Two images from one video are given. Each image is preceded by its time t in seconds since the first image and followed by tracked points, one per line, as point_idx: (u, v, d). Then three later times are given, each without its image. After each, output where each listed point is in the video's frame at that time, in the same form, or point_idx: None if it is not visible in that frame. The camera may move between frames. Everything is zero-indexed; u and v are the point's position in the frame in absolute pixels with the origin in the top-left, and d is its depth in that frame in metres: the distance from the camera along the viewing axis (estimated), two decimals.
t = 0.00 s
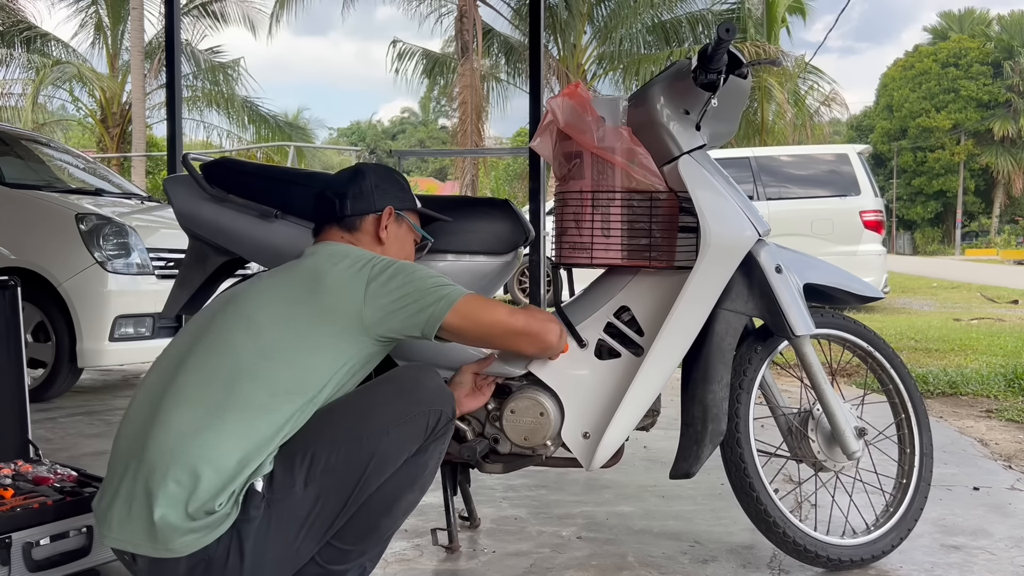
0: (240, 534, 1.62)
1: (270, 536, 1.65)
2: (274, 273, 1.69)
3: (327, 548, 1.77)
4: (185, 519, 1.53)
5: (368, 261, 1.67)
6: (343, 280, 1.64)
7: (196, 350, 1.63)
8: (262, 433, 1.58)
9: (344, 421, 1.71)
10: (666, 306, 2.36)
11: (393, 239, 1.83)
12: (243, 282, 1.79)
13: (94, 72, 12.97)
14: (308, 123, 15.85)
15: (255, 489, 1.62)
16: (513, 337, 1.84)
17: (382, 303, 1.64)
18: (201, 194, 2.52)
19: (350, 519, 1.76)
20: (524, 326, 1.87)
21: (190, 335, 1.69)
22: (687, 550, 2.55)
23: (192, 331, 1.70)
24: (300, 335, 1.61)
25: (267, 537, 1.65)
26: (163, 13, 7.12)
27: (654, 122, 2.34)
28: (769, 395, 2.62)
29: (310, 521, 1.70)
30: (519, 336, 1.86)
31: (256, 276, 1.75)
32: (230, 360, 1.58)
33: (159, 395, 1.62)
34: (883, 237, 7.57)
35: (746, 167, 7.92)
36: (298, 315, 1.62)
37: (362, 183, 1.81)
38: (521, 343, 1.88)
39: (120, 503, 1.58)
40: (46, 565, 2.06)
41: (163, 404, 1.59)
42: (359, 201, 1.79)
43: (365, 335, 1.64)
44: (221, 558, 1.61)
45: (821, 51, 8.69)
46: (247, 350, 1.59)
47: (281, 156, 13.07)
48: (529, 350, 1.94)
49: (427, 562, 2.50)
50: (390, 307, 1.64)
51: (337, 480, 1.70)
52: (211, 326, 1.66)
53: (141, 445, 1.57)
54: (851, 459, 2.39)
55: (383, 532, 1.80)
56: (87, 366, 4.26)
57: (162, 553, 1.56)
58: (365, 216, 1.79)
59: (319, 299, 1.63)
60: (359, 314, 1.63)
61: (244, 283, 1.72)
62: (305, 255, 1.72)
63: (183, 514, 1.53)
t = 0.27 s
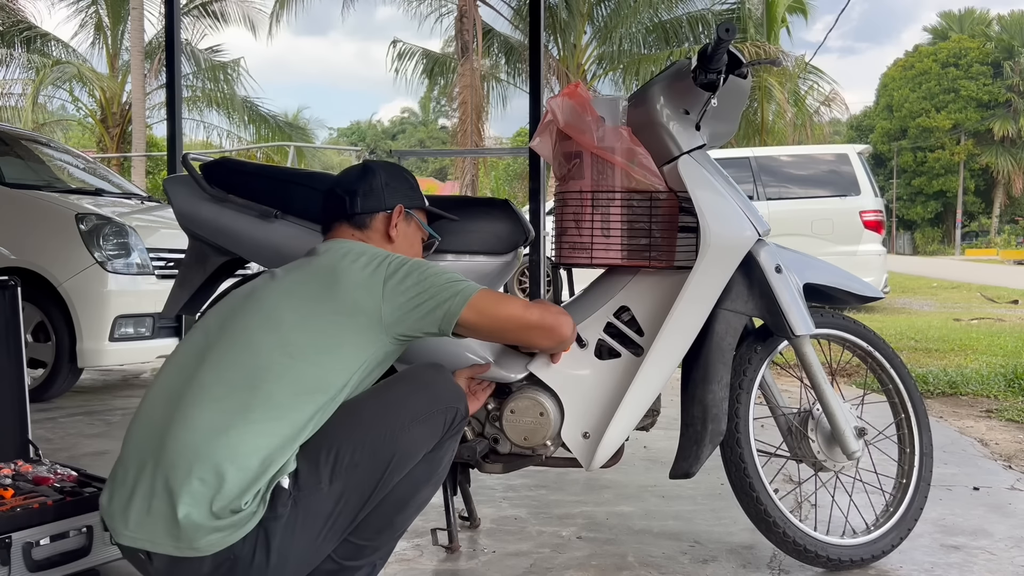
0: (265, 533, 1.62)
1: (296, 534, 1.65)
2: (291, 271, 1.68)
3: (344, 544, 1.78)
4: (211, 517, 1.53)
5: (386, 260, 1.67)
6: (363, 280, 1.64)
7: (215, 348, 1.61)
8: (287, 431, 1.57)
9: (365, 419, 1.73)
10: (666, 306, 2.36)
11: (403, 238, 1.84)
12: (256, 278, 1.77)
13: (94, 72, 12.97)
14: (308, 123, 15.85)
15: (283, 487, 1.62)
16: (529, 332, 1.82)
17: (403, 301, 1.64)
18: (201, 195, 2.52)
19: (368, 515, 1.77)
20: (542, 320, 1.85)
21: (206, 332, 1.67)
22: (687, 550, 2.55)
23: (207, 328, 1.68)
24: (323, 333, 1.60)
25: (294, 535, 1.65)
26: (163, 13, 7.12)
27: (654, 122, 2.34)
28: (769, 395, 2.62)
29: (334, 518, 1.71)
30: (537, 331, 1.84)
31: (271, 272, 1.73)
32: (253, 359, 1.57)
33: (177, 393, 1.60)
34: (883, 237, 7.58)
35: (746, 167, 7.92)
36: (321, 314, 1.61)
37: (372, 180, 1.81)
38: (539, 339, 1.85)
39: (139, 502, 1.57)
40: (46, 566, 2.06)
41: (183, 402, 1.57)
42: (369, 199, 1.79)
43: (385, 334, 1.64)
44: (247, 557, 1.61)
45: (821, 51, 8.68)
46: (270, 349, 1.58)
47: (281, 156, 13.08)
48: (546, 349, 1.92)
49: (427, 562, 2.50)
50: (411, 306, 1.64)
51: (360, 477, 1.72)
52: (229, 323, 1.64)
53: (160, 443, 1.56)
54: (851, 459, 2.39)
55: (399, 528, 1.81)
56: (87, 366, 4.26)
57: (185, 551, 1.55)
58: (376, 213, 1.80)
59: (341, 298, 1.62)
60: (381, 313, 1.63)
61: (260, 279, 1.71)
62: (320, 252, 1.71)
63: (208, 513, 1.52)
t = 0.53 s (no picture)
0: (277, 531, 1.61)
1: (310, 532, 1.64)
2: (301, 269, 1.68)
3: (351, 541, 1.78)
4: (225, 516, 1.52)
5: (397, 261, 1.68)
6: (376, 280, 1.64)
7: (227, 346, 1.60)
8: (301, 430, 1.58)
9: (376, 416, 1.73)
10: (666, 306, 2.36)
11: (410, 237, 1.84)
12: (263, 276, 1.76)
13: (94, 72, 12.97)
14: (308, 123, 15.85)
15: (300, 484, 1.63)
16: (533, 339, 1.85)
17: (415, 301, 1.64)
18: (201, 194, 2.52)
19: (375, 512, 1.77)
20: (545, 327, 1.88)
21: (215, 329, 1.66)
22: (687, 550, 2.55)
23: (216, 324, 1.67)
24: (336, 333, 1.60)
25: (308, 533, 1.64)
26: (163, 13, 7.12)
27: (654, 122, 2.34)
28: (768, 395, 2.62)
29: (345, 515, 1.70)
30: (540, 339, 1.87)
31: (279, 270, 1.73)
32: (268, 358, 1.57)
33: (187, 390, 1.59)
34: (883, 237, 7.58)
35: (746, 167, 7.92)
36: (334, 314, 1.61)
37: (381, 178, 1.81)
38: (541, 345, 1.89)
39: (150, 499, 1.56)
40: (46, 565, 2.06)
41: (195, 399, 1.56)
42: (377, 197, 1.79)
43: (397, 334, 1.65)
44: (260, 555, 1.59)
45: (821, 51, 8.68)
46: (285, 348, 1.58)
47: (281, 156, 13.07)
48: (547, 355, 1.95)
49: (427, 562, 2.50)
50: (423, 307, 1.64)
51: (370, 474, 1.72)
52: (240, 321, 1.63)
53: (172, 440, 1.54)
54: (851, 459, 2.39)
55: (404, 523, 1.82)
56: (87, 366, 4.26)
57: (197, 550, 1.54)
58: (384, 211, 1.80)
59: (354, 298, 1.62)
60: (393, 314, 1.63)
61: (269, 277, 1.70)
62: (329, 251, 1.71)
63: (223, 512, 1.52)
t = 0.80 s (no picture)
0: (276, 533, 1.61)
1: (310, 534, 1.65)
2: (295, 269, 1.67)
3: (349, 542, 1.79)
4: (224, 520, 1.53)
5: (392, 258, 1.67)
6: (370, 279, 1.63)
7: (223, 348, 1.59)
8: (299, 433, 1.58)
9: (373, 416, 1.74)
10: (665, 306, 2.36)
11: (405, 236, 1.83)
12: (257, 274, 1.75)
13: (94, 72, 12.97)
14: (308, 123, 15.85)
15: (299, 487, 1.63)
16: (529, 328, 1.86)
17: (410, 300, 1.63)
18: (202, 195, 2.52)
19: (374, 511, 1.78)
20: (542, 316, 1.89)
21: (209, 331, 1.65)
22: (687, 550, 2.55)
23: (211, 326, 1.66)
24: (332, 335, 1.60)
25: (307, 535, 1.65)
26: (162, 13, 7.12)
27: (654, 122, 2.34)
28: (769, 395, 2.62)
29: (343, 517, 1.71)
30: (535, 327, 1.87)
31: (273, 270, 1.71)
32: (264, 362, 1.57)
33: (184, 394, 1.58)
34: (883, 237, 7.58)
35: (746, 167, 7.91)
36: (329, 315, 1.61)
37: (379, 176, 1.81)
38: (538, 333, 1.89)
39: (148, 504, 1.55)
40: (46, 565, 2.06)
41: (192, 404, 1.56)
42: (374, 195, 1.79)
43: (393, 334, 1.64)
44: (259, 557, 1.60)
45: (821, 51, 8.69)
46: (281, 350, 1.58)
47: (281, 156, 13.06)
48: (545, 342, 1.97)
49: (427, 562, 2.50)
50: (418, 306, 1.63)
51: (368, 474, 1.73)
52: (235, 322, 1.63)
53: (169, 444, 1.54)
54: (851, 459, 2.39)
55: (402, 522, 1.83)
56: (87, 366, 4.26)
57: (197, 554, 1.54)
58: (380, 209, 1.80)
59: (350, 299, 1.61)
60: (389, 314, 1.63)
61: (263, 277, 1.69)
62: (324, 248, 1.70)
63: (222, 516, 1.52)
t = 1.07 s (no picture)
0: (261, 546, 1.62)
1: (296, 545, 1.66)
2: (272, 277, 1.64)
3: (338, 546, 1.80)
4: (207, 540, 1.52)
5: (372, 264, 1.64)
6: (350, 288, 1.60)
7: (201, 363, 1.57)
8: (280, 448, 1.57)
9: (355, 423, 1.73)
10: (665, 306, 2.36)
11: (392, 237, 1.82)
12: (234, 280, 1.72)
13: (94, 72, 12.98)
14: (308, 123, 15.86)
15: (280, 502, 1.63)
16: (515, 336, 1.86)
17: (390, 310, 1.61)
18: (201, 195, 2.52)
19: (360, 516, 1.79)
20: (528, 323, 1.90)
21: (187, 344, 1.62)
22: (687, 550, 2.55)
23: (189, 338, 1.63)
24: (312, 348, 1.58)
25: (293, 547, 1.65)
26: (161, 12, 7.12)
27: (654, 122, 2.34)
28: (769, 395, 2.62)
29: (329, 526, 1.71)
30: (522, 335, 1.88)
31: (251, 277, 1.68)
32: (242, 378, 1.55)
33: (162, 410, 1.56)
34: (883, 237, 7.58)
35: (746, 167, 7.91)
36: (308, 327, 1.59)
37: (366, 176, 1.79)
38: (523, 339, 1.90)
39: (130, 523, 1.54)
40: (46, 565, 2.06)
41: (170, 422, 1.54)
42: (360, 195, 1.77)
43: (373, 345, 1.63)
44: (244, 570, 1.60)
45: (821, 51, 8.69)
46: (260, 366, 1.56)
47: (281, 156, 13.06)
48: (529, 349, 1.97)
49: (427, 562, 2.50)
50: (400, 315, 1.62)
51: (352, 481, 1.72)
52: (212, 335, 1.60)
53: (149, 463, 1.53)
54: (851, 459, 2.39)
55: (390, 524, 1.83)
56: (87, 366, 4.26)
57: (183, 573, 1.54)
58: (364, 210, 1.78)
59: (329, 310, 1.59)
60: (370, 325, 1.61)
61: (240, 285, 1.66)
62: (303, 254, 1.67)
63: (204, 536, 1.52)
